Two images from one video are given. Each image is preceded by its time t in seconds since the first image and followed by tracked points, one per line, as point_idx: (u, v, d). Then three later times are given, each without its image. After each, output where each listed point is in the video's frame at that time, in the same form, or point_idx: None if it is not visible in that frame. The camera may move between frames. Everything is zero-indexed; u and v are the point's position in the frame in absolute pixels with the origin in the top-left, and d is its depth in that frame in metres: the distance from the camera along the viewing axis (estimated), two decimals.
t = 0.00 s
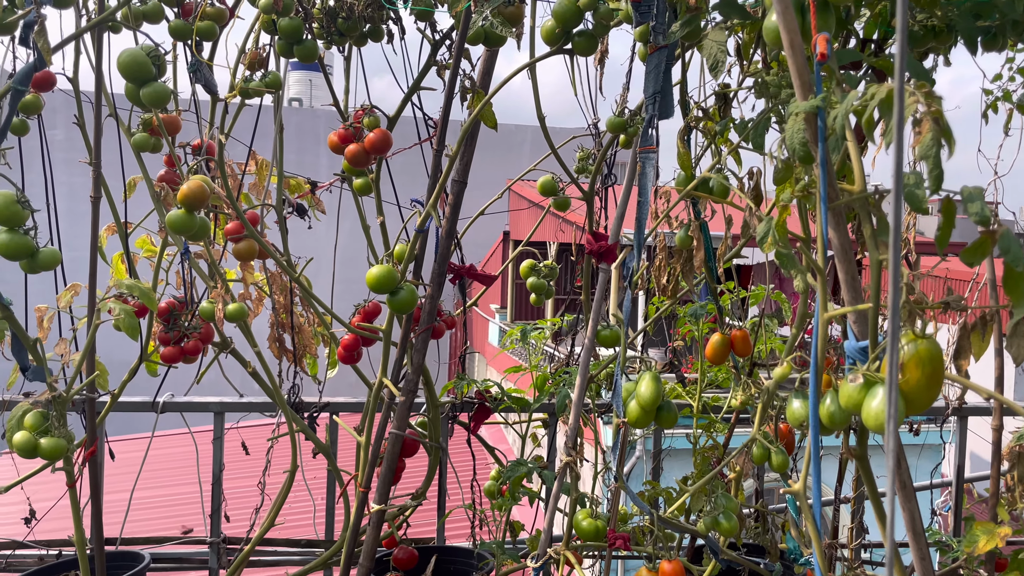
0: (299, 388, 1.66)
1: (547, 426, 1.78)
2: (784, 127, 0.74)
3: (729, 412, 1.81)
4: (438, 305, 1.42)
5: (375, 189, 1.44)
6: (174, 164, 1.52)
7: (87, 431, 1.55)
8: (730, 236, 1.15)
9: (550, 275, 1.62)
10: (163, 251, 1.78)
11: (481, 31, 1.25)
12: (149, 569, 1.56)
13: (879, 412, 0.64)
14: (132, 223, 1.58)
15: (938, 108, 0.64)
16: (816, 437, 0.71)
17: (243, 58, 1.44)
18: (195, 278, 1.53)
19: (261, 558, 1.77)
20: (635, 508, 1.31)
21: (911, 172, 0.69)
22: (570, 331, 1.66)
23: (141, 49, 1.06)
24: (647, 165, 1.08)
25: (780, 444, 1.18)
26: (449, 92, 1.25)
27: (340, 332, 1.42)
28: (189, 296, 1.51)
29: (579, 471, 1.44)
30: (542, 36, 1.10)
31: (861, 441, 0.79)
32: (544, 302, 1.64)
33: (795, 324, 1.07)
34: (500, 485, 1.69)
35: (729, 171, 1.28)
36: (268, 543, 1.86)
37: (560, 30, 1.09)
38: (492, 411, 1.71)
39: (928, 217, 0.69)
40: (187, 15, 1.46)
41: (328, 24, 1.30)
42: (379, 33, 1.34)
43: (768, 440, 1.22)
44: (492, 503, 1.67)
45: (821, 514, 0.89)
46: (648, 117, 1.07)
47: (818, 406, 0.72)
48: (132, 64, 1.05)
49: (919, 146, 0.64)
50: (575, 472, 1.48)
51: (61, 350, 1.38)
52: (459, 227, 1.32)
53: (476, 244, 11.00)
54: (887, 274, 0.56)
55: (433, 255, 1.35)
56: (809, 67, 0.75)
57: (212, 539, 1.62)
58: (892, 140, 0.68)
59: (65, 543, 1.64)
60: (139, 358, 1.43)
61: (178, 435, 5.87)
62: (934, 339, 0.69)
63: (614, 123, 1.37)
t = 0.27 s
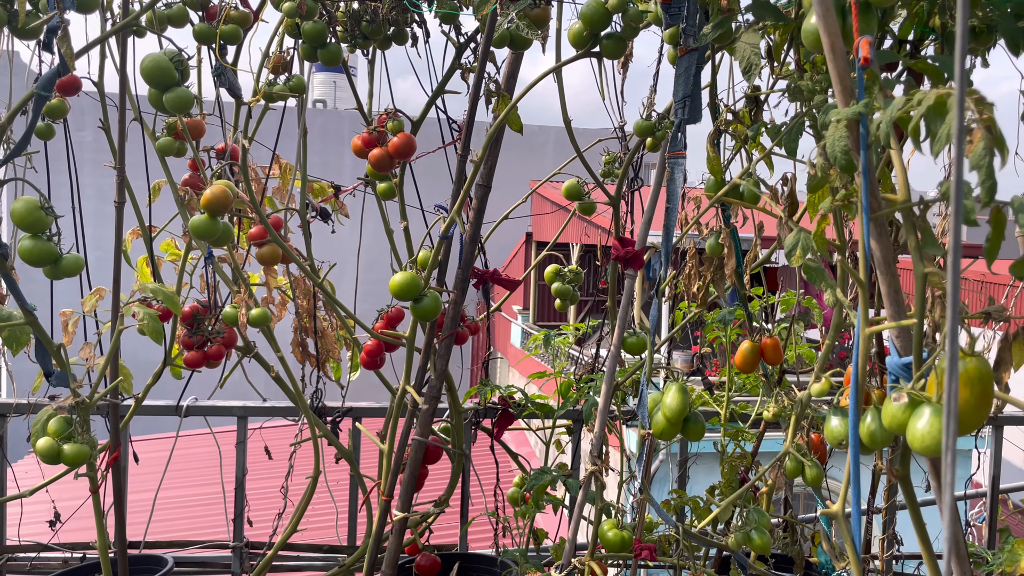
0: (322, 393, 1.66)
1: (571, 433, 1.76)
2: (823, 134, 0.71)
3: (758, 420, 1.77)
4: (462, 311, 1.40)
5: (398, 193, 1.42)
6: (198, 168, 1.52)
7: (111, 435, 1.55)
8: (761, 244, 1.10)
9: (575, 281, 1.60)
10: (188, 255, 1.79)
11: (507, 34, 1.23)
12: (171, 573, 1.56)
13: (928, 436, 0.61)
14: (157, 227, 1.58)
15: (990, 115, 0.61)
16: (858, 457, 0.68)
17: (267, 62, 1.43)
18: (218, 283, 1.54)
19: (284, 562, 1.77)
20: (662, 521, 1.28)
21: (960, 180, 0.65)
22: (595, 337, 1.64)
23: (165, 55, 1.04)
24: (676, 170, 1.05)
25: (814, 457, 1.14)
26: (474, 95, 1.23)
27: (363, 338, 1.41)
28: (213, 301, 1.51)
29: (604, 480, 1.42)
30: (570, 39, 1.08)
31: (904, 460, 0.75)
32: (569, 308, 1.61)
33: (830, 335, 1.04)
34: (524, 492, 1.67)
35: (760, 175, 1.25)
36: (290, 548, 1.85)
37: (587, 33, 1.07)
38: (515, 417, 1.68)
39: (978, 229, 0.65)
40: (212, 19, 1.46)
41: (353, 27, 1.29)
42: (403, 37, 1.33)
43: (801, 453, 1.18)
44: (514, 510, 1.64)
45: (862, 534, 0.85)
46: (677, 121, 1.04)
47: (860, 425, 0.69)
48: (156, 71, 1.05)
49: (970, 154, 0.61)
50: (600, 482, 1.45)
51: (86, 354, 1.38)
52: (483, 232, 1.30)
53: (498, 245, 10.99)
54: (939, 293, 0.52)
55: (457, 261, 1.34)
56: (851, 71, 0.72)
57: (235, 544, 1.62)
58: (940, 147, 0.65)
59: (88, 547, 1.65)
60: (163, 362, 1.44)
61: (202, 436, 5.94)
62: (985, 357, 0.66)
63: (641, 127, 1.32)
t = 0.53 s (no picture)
0: (343, 398, 1.64)
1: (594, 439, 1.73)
2: (869, 141, 0.68)
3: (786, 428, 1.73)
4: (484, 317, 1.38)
5: (421, 197, 1.41)
6: (222, 171, 1.51)
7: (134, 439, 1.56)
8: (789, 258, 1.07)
9: (599, 285, 1.57)
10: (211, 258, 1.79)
11: (532, 35, 1.21)
12: None
13: (977, 464, 0.58)
14: (180, 230, 1.58)
15: None
16: (900, 482, 0.65)
17: (289, 65, 1.42)
18: (241, 286, 1.53)
19: (305, 567, 1.76)
20: (689, 534, 1.25)
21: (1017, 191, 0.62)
22: (620, 343, 1.60)
23: (186, 59, 1.03)
24: (706, 176, 1.02)
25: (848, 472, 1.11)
26: (499, 99, 1.21)
27: (385, 343, 1.40)
28: (235, 304, 1.51)
29: (629, 490, 1.39)
30: (597, 41, 1.05)
31: (952, 485, 0.72)
32: (594, 313, 1.58)
33: (866, 346, 1.00)
34: (547, 500, 1.64)
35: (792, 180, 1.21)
36: (311, 552, 1.84)
37: (615, 35, 1.04)
38: (538, 423, 1.66)
39: None
40: (235, 21, 1.45)
41: (375, 29, 1.28)
42: (426, 38, 1.31)
43: (836, 467, 1.14)
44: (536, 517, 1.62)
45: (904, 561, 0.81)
46: (708, 126, 1.01)
47: (906, 450, 0.65)
48: (176, 75, 1.04)
49: None
50: (624, 495, 1.41)
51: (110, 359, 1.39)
52: (506, 238, 1.28)
53: (520, 244, 10.96)
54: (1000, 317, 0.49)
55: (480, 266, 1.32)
56: (895, 75, 0.69)
57: (257, 548, 1.62)
58: (992, 157, 0.61)
59: (111, 549, 1.66)
60: (185, 365, 1.44)
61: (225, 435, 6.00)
62: None
63: (670, 130, 1.29)
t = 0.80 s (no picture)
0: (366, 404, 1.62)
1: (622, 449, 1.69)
2: (930, 152, 0.63)
3: (819, 437, 1.68)
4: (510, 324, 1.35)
5: (447, 202, 1.38)
6: (245, 175, 1.50)
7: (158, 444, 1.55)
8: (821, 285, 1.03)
9: (627, 292, 1.53)
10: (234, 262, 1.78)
11: (562, 37, 1.17)
12: None
13: None
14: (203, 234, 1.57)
15: None
16: (966, 519, 0.60)
17: (313, 67, 1.40)
18: (264, 291, 1.52)
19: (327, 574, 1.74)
20: (722, 552, 1.21)
21: None
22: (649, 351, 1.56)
23: (207, 64, 1.01)
24: (745, 184, 0.98)
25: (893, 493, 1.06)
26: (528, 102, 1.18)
27: (409, 351, 1.37)
28: (258, 309, 1.50)
29: (659, 503, 1.35)
30: (630, 43, 1.02)
31: (1015, 518, 0.67)
32: (622, 320, 1.54)
33: (914, 362, 0.96)
34: (572, 510, 1.61)
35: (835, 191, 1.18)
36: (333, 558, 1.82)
37: (650, 37, 1.00)
38: (564, 432, 1.62)
39: None
40: (259, 24, 1.44)
41: (401, 31, 1.25)
42: (452, 40, 1.28)
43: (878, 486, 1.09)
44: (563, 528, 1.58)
45: None
46: (746, 132, 0.97)
47: (968, 483, 0.61)
48: (198, 81, 1.01)
49: None
50: (653, 508, 1.37)
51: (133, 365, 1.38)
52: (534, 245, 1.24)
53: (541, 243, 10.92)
54: None
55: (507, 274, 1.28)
56: (957, 80, 0.64)
57: (279, 555, 1.60)
58: None
59: (135, 555, 1.66)
60: (208, 372, 1.42)
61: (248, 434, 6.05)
62: None
63: (703, 134, 1.25)
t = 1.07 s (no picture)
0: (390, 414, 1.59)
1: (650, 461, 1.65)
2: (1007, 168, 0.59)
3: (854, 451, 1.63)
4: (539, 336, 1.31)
5: (474, 210, 1.35)
6: (269, 182, 1.48)
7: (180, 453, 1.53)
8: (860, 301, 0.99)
9: (658, 302, 1.49)
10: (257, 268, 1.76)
11: (595, 41, 1.13)
12: None
13: None
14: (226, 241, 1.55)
15: None
16: None
17: (338, 73, 1.37)
18: (287, 299, 1.50)
19: None
20: None
21: None
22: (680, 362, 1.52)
23: (232, 70, 0.97)
24: (791, 195, 0.93)
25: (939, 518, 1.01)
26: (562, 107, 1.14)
27: (434, 362, 1.34)
28: (282, 318, 1.48)
29: (692, 522, 1.30)
30: (670, 48, 0.97)
31: None
32: (652, 331, 1.50)
33: (970, 383, 0.90)
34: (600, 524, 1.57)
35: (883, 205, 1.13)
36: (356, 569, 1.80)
37: (691, 42, 0.96)
38: (592, 444, 1.58)
39: None
40: (284, 27, 1.41)
41: (428, 35, 1.22)
42: (480, 44, 1.24)
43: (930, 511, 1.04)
44: (589, 543, 1.54)
45: None
46: (791, 142, 0.92)
47: None
48: (221, 88, 0.97)
49: None
50: (686, 526, 1.33)
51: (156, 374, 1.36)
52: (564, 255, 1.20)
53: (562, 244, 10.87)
54: None
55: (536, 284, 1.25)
56: None
57: (301, 567, 1.58)
58: None
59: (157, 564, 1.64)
60: (231, 381, 1.41)
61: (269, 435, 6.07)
62: None
63: (741, 142, 1.19)
